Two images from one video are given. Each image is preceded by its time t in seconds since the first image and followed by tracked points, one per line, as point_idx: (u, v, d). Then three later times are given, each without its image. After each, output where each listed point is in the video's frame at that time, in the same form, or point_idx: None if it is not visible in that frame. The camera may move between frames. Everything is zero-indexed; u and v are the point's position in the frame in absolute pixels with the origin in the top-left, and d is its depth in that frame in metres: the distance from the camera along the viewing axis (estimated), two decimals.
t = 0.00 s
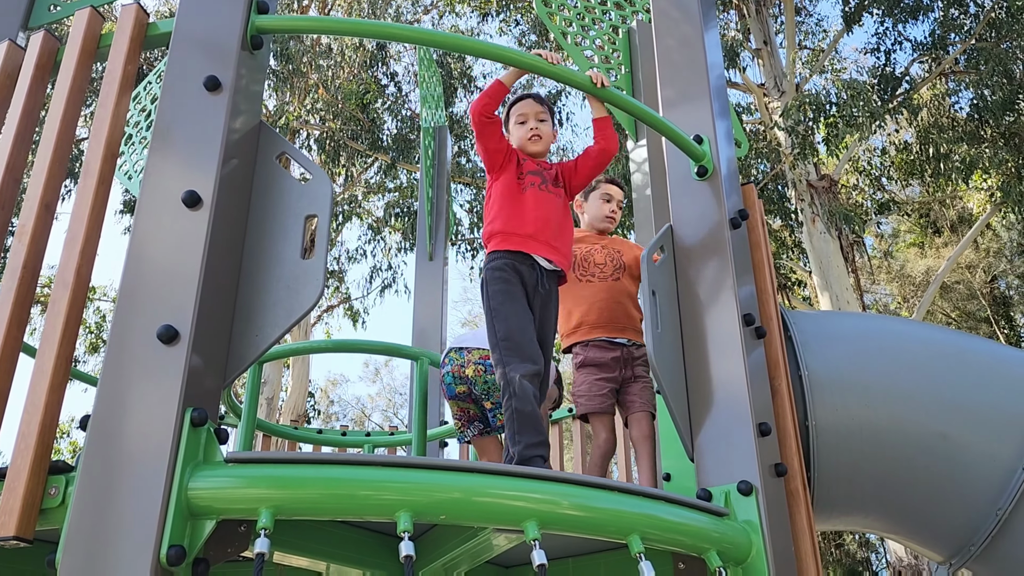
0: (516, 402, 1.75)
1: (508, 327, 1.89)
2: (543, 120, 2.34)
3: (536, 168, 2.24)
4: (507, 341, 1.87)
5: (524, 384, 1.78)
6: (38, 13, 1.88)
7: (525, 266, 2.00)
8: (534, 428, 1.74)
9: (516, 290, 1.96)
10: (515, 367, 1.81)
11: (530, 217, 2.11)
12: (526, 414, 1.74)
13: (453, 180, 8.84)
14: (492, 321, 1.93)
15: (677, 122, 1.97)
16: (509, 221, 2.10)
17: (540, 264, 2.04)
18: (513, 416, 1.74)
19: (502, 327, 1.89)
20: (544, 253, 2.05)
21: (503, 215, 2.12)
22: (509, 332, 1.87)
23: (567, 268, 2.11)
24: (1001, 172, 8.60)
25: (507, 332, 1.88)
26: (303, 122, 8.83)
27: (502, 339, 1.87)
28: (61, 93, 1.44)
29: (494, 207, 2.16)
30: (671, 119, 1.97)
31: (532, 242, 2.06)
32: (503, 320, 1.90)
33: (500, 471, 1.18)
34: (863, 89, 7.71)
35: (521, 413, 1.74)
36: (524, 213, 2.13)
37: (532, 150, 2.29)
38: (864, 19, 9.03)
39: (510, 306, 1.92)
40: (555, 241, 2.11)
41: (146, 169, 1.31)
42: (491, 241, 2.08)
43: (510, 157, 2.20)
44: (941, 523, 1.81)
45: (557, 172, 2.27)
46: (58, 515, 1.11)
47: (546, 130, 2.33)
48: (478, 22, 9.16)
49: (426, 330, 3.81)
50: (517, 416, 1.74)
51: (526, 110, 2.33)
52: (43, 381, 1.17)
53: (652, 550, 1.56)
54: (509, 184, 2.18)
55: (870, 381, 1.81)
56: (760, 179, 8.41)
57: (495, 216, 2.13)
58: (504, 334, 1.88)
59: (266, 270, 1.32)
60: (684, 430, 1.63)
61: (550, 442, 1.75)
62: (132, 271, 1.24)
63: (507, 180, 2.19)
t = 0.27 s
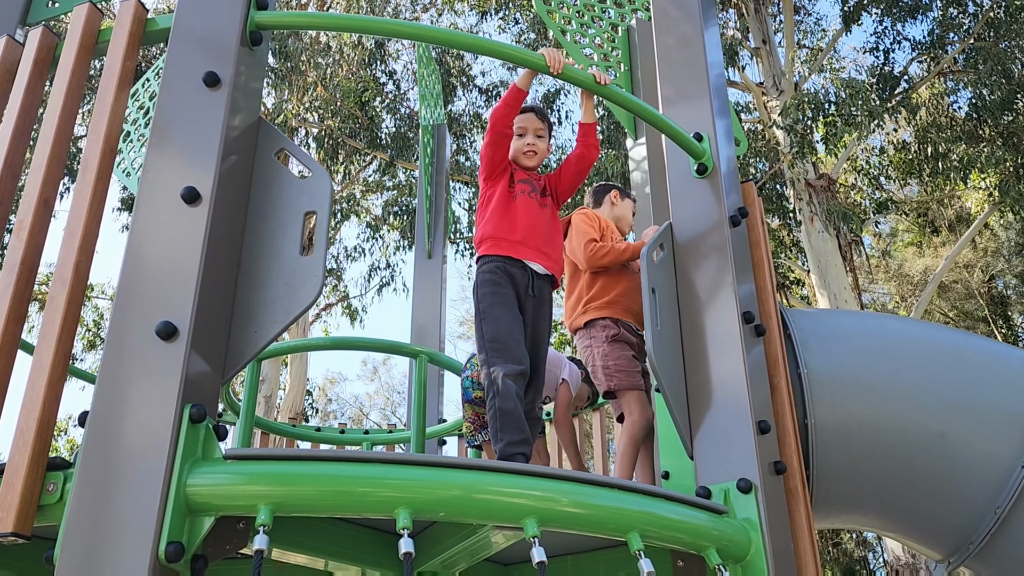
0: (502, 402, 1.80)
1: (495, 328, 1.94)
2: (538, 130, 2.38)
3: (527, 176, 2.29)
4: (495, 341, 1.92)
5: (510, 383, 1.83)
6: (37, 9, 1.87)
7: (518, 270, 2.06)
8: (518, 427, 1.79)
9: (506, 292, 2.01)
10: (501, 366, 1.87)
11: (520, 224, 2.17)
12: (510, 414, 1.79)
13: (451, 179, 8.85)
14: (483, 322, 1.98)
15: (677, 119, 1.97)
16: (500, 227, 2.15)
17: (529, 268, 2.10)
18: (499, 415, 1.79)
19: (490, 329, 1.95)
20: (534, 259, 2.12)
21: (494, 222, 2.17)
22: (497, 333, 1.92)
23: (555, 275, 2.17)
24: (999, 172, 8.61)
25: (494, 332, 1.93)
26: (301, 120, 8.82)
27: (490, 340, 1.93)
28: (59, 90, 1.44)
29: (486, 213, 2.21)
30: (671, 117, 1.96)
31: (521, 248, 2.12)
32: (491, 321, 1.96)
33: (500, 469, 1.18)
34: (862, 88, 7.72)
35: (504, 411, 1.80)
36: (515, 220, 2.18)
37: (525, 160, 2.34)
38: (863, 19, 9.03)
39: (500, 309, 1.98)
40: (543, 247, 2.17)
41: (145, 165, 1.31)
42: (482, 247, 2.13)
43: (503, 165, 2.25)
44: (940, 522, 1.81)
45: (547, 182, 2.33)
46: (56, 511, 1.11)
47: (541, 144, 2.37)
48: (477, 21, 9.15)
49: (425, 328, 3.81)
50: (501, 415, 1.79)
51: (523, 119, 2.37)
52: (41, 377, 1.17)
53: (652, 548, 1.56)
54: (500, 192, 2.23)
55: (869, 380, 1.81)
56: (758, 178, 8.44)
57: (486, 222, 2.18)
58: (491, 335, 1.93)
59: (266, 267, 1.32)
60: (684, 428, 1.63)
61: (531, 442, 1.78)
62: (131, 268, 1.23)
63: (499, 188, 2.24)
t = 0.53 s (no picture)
0: (505, 398, 1.81)
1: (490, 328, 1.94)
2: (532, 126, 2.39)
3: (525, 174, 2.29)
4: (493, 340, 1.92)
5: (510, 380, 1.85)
6: (36, 5, 1.87)
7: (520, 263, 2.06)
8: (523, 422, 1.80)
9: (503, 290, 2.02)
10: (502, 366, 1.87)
11: (519, 221, 2.17)
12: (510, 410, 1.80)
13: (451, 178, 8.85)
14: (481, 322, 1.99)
15: (677, 117, 1.97)
16: (500, 224, 2.15)
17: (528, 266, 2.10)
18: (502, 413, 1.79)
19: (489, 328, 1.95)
20: (533, 257, 2.12)
21: (493, 219, 2.17)
22: (495, 330, 1.93)
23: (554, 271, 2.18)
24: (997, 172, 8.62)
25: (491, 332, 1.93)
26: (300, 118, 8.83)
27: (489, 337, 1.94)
28: (59, 87, 1.43)
29: (487, 211, 2.20)
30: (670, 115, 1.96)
31: (520, 246, 2.12)
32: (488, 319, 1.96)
33: (500, 466, 1.18)
34: (861, 87, 7.72)
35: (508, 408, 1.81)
36: (514, 217, 2.18)
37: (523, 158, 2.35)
38: (862, 18, 9.03)
39: (499, 307, 1.98)
40: (542, 246, 2.17)
41: (144, 162, 1.30)
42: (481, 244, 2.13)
43: (501, 164, 2.26)
44: (939, 521, 1.81)
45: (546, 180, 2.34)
46: (55, 508, 1.11)
47: (542, 143, 2.37)
48: (477, 20, 9.15)
49: (424, 327, 3.81)
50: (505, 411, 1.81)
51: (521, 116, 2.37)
52: (40, 373, 1.16)
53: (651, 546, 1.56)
54: (500, 188, 2.23)
55: (868, 379, 1.82)
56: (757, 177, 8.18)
57: (486, 219, 2.18)
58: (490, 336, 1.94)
59: (265, 264, 1.32)
60: (683, 426, 1.63)
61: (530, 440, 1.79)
62: (130, 265, 1.23)
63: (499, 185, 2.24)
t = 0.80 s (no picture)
0: (492, 397, 1.82)
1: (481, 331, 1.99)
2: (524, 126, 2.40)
3: (518, 176, 2.30)
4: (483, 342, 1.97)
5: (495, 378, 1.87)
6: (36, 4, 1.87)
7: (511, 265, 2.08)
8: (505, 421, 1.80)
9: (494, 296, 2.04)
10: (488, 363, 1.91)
11: (510, 225, 2.19)
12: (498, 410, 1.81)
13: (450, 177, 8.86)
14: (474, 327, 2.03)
15: (677, 117, 1.97)
16: (489, 230, 2.17)
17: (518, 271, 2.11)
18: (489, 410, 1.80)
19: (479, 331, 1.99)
20: (523, 261, 2.13)
21: (484, 224, 2.19)
22: (485, 333, 1.96)
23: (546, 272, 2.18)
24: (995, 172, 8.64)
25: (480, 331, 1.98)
26: (299, 118, 8.82)
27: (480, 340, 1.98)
28: (59, 86, 1.43)
29: (478, 216, 2.23)
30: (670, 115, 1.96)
31: (510, 250, 2.14)
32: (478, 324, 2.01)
33: (500, 466, 1.18)
34: (860, 88, 7.74)
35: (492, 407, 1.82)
36: (504, 221, 2.20)
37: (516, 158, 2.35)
38: (861, 19, 9.03)
39: (488, 310, 2.02)
40: (533, 248, 2.18)
41: (144, 161, 1.30)
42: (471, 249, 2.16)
43: (493, 167, 2.27)
44: (938, 521, 1.81)
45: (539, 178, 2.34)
46: (55, 507, 1.11)
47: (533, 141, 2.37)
48: (476, 19, 9.15)
49: (423, 327, 3.81)
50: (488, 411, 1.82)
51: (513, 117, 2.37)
52: (41, 372, 1.16)
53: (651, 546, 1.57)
54: (491, 193, 2.25)
55: (868, 379, 1.82)
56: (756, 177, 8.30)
57: (477, 224, 2.20)
58: (481, 338, 1.98)
59: (266, 263, 1.32)
60: (683, 426, 1.63)
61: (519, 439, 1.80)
62: (131, 264, 1.23)
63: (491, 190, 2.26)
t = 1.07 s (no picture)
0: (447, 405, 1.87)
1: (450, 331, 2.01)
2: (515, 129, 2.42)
3: (505, 179, 2.32)
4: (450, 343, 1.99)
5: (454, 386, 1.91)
6: (36, 4, 1.87)
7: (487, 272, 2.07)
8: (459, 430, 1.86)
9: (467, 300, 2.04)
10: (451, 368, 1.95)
11: (493, 230, 2.19)
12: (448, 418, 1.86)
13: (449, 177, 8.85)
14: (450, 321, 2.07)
15: (677, 118, 1.97)
16: (472, 234, 2.17)
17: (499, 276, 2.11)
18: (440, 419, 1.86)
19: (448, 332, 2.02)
20: (504, 267, 2.13)
21: (468, 228, 2.20)
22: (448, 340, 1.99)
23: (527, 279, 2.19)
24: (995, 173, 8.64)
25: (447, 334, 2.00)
26: (298, 117, 8.83)
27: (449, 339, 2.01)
28: (61, 85, 1.43)
29: (463, 219, 2.23)
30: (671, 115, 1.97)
31: (491, 256, 2.14)
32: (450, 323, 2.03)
33: (500, 465, 1.18)
34: (859, 88, 7.75)
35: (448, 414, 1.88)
36: (488, 225, 2.20)
37: (504, 159, 2.36)
38: (861, 19, 9.02)
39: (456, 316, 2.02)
40: (514, 254, 2.18)
41: (147, 162, 1.31)
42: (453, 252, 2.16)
43: (481, 170, 2.29)
44: (938, 521, 1.82)
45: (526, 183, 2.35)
46: (58, 507, 1.11)
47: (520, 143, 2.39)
48: (475, 19, 9.15)
49: (423, 326, 3.82)
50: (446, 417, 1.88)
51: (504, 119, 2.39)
52: (44, 372, 1.17)
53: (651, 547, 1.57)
54: (477, 196, 2.26)
55: (868, 379, 1.82)
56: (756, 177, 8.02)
57: (461, 227, 2.21)
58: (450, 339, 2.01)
59: (268, 263, 1.32)
60: (683, 426, 1.63)
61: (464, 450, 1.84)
62: (132, 264, 1.23)
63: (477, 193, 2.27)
